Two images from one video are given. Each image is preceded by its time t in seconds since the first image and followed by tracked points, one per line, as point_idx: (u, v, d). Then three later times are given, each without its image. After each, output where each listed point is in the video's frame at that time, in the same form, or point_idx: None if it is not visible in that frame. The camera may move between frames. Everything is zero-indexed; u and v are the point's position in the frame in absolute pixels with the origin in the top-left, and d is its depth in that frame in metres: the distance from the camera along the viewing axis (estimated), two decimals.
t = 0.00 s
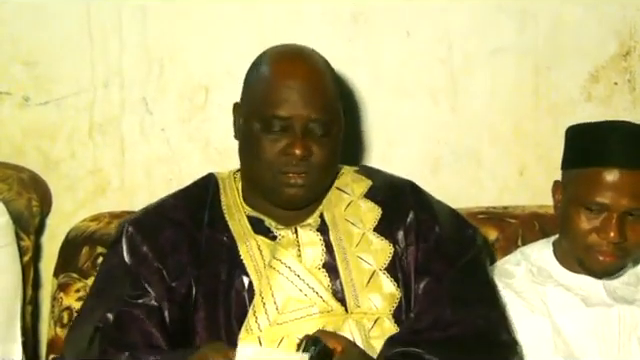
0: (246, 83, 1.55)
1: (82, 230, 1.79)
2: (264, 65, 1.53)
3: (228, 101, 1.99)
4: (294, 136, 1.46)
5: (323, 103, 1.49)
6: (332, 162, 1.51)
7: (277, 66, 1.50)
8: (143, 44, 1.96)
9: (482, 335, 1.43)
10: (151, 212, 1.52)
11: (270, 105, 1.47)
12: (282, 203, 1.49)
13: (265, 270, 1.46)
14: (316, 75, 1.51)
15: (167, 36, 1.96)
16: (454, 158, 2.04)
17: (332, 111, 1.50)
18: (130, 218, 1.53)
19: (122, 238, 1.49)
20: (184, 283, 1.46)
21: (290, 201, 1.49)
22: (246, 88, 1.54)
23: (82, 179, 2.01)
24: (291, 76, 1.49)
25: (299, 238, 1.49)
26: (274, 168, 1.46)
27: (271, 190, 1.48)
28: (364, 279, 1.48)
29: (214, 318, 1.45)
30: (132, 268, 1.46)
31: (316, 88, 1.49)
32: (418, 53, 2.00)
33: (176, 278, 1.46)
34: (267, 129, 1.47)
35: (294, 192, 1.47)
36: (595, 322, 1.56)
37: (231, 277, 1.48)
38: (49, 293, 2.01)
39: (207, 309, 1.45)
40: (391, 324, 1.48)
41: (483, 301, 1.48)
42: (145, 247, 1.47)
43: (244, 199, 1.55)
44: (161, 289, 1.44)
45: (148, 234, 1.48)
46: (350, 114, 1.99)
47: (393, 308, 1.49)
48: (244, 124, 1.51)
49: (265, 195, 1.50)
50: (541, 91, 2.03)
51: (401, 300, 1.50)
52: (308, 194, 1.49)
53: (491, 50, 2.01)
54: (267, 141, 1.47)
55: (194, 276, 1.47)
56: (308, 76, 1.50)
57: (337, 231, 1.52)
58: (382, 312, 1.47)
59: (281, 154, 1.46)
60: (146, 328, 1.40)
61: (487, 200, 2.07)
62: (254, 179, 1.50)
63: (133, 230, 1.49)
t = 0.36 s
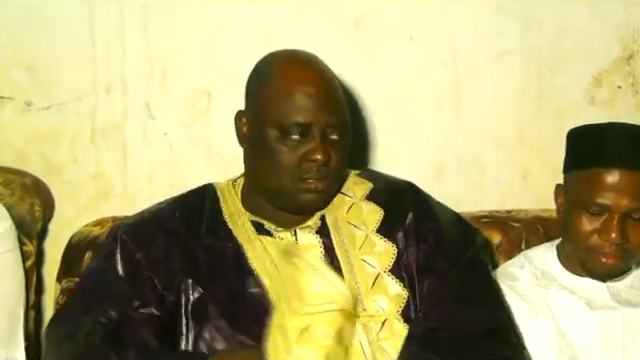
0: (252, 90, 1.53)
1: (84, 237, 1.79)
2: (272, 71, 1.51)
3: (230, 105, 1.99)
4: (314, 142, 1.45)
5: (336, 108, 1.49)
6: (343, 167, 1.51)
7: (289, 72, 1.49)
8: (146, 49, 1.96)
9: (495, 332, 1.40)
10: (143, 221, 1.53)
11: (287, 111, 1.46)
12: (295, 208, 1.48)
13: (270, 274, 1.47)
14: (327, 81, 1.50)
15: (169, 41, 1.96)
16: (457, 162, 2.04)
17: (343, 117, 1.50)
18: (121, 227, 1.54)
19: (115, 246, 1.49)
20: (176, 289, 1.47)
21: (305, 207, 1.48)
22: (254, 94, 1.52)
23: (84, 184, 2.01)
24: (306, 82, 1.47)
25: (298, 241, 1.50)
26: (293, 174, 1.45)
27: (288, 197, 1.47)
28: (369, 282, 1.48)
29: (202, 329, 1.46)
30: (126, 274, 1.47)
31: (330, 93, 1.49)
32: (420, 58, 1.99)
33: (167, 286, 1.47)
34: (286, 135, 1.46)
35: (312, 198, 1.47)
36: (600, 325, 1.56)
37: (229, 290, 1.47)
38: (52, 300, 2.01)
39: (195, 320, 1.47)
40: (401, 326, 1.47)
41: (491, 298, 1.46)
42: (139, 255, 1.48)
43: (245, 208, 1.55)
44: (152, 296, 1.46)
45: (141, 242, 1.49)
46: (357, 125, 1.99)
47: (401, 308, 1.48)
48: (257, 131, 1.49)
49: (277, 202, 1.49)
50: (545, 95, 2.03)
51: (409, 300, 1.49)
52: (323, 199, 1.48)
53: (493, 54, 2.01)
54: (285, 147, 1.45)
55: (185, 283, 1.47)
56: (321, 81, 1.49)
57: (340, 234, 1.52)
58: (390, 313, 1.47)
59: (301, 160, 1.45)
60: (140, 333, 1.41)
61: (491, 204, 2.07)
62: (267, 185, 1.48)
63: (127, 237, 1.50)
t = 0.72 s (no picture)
0: (253, 96, 1.51)
1: (84, 238, 1.78)
2: (272, 75, 1.49)
3: (230, 106, 1.99)
4: (325, 146, 1.44)
5: (342, 110, 1.48)
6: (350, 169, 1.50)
7: (292, 76, 1.47)
8: (146, 50, 1.96)
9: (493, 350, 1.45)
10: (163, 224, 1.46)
11: (296, 116, 1.44)
12: (305, 213, 1.47)
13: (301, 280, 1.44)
14: (330, 83, 1.49)
15: (170, 42, 1.96)
16: (458, 163, 2.04)
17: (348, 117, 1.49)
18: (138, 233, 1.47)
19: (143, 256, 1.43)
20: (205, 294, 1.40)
21: (317, 211, 1.47)
22: (256, 100, 1.50)
23: (84, 185, 2.00)
24: (311, 86, 1.46)
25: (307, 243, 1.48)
26: (305, 179, 1.44)
27: (300, 202, 1.45)
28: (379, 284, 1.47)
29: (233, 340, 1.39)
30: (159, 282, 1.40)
31: (334, 95, 1.48)
32: (421, 60, 1.99)
33: (195, 295, 1.40)
34: (295, 141, 1.44)
35: (324, 201, 1.46)
36: (603, 325, 1.56)
37: (263, 296, 1.41)
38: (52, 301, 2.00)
39: (224, 327, 1.39)
40: (414, 331, 1.46)
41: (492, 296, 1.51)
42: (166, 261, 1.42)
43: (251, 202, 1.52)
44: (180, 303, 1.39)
45: (164, 248, 1.43)
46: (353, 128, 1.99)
47: (411, 311, 1.47)
48: (264, 137, 1.47)
49: (287, 208, 1.47)
50: (545, 95, 2.03)
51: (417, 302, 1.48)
52: (334, 201, 1.47)
53: (493, 55, 2.00)
54: (295, 153, 1.44)
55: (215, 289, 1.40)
56: (325, 83, 1.47)
57: (347, 235, 1.50)
58: (400, 317, 1.47)
59: (313, 165, 1.44)
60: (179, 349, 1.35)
61: (492, 205, 2.07)
62: (277, 192, 1.46)
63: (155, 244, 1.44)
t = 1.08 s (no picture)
0: (264, 96, 1.50)
1: (82, 235, 1.78)
2: (285, 74, 1.48)
3: (227, 103, 1.99)
4: (336, 146, 1.44)
5: (354, 109, 1.47)
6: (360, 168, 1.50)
7: (305, 76, 1.47)
8: (143, 47, 1.95)
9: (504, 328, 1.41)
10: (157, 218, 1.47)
11: (308, 117, 1.44)
12: (314, 211, 1.48)
13: (305, 284, 1.43)
14: (342, 82, 1.48)
15: (166, 38, 1.95)
16: (456, 159, 2.04)
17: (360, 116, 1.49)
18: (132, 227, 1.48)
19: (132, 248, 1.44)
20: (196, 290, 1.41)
21: (327, 210, 1.47)
22: (269, 98, 1.49)
23: (81, 182, 2.00)
24: (324, 87, 1.45)
25: (316, 242, 1.49)
26: (316, 179, 1.44)
27: (310, 202, 1.46)
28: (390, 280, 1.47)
29: (223, 339, 1.40)
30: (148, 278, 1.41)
31: (346, 95, 1.47)
32: (420, 57, 1.99)
33: (187, 288, 1.41)
34: (306, 142, 1.44)
35: (334, 201, 1.46)
36: (603, 319, 1.56)
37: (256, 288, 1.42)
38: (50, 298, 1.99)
39: (216, 326, 1.41)
40: (424, 326, 1.46)
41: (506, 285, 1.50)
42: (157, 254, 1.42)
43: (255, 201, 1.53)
44: (171, 300, 1.40)
45: (156, 243, 1.44)
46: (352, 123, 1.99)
47: (421, 307, 1.48)
48: (275, 136, 1.47)
49: (296, 207, 1.48)
50: (543, 91, 2.03)
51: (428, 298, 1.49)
52: (344, 200, 1.48)
53: (491, 51, 2.01)
54: (306, 153, 1.44)
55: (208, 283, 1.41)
56: (338, 84, 1.47)
57: (356, 233, 1.51)
58: (412, 312, 1.47)
59: (324, 165, 1.44)
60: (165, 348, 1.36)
61: (490, 201, 2.07)
62: (287, 191, 1.47)
63: (143, 237, 1.44)
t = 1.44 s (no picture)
0: (259, 74, 1.52)
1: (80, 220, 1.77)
2: (277, 52, 1.50)
3: (224, 88, 1.99)
4: (327, 123, 1.45)
5: (346, 88, 1.47)
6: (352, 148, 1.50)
7: (297, 54, 1.48)
8: (140, 32, 1.95)
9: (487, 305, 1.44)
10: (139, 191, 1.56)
11: (300, 93, 1.45)
12: (305, 190, 1.48)
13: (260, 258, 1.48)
14: (336, 62, 1.48)
15: (162, 23, 1.95)
16: (451, 145, 2.05)
17: (352, 96, 1.49)
18: (115, 194, 1.57)
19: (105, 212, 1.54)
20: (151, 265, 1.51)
21: (320, 189, 1.48)
22: (263, 75, 1.51)
23: (79, 168, 2.00)
24: (317, 64, 1.46)
25: (300, 226, 1.50)
26: (307, 155, 1.45)
27: (302, 179, 1.46)
28: (334, 262, 1.47)
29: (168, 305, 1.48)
30: (109, 243, 1.52)
31: (339, 73, 1.47)
32: (415, 42, 2.00)
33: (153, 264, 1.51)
34: (298, 118, 1.45)
35: (326, 179, 1.46)
36: (600, 302, 1.57)
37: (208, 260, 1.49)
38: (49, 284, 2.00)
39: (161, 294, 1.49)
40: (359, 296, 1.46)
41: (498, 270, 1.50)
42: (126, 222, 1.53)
43: (245, 185, 1.55)
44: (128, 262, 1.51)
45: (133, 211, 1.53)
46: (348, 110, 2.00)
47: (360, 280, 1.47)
48: (269, 114, 1.48)
49: (288, 184, 1.48)
50: (539, 77, 2.04)
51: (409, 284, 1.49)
52: (336, 179, 1.48)
53: (487, 36, 2.01)
54: (298, 129, 1.45)
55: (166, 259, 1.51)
56: (331, 62, 1.47)
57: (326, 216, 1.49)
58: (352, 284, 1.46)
59: (315, 141, 1.44)
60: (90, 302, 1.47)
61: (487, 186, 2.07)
62: (280, 168, 1.48)
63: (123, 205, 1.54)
